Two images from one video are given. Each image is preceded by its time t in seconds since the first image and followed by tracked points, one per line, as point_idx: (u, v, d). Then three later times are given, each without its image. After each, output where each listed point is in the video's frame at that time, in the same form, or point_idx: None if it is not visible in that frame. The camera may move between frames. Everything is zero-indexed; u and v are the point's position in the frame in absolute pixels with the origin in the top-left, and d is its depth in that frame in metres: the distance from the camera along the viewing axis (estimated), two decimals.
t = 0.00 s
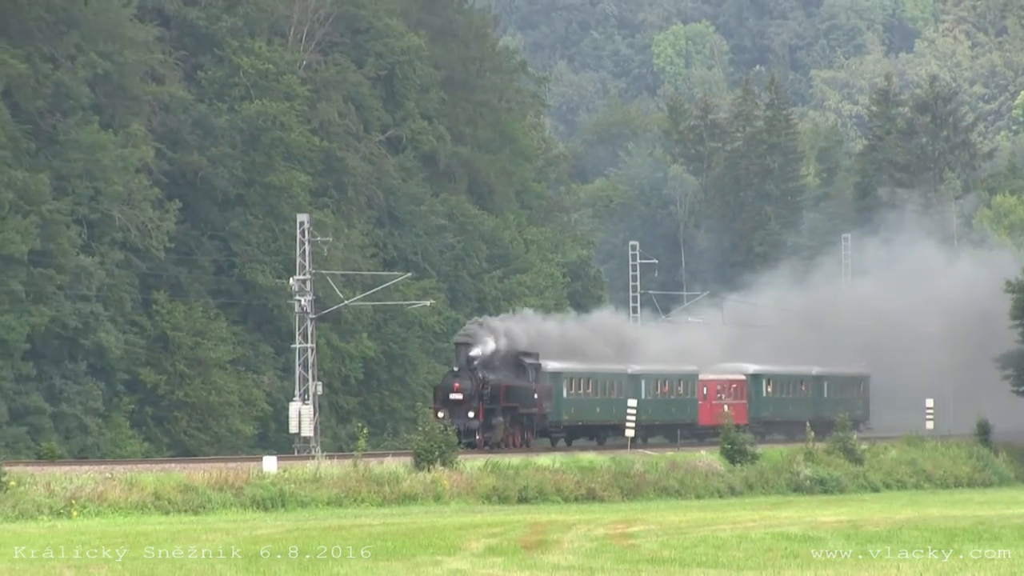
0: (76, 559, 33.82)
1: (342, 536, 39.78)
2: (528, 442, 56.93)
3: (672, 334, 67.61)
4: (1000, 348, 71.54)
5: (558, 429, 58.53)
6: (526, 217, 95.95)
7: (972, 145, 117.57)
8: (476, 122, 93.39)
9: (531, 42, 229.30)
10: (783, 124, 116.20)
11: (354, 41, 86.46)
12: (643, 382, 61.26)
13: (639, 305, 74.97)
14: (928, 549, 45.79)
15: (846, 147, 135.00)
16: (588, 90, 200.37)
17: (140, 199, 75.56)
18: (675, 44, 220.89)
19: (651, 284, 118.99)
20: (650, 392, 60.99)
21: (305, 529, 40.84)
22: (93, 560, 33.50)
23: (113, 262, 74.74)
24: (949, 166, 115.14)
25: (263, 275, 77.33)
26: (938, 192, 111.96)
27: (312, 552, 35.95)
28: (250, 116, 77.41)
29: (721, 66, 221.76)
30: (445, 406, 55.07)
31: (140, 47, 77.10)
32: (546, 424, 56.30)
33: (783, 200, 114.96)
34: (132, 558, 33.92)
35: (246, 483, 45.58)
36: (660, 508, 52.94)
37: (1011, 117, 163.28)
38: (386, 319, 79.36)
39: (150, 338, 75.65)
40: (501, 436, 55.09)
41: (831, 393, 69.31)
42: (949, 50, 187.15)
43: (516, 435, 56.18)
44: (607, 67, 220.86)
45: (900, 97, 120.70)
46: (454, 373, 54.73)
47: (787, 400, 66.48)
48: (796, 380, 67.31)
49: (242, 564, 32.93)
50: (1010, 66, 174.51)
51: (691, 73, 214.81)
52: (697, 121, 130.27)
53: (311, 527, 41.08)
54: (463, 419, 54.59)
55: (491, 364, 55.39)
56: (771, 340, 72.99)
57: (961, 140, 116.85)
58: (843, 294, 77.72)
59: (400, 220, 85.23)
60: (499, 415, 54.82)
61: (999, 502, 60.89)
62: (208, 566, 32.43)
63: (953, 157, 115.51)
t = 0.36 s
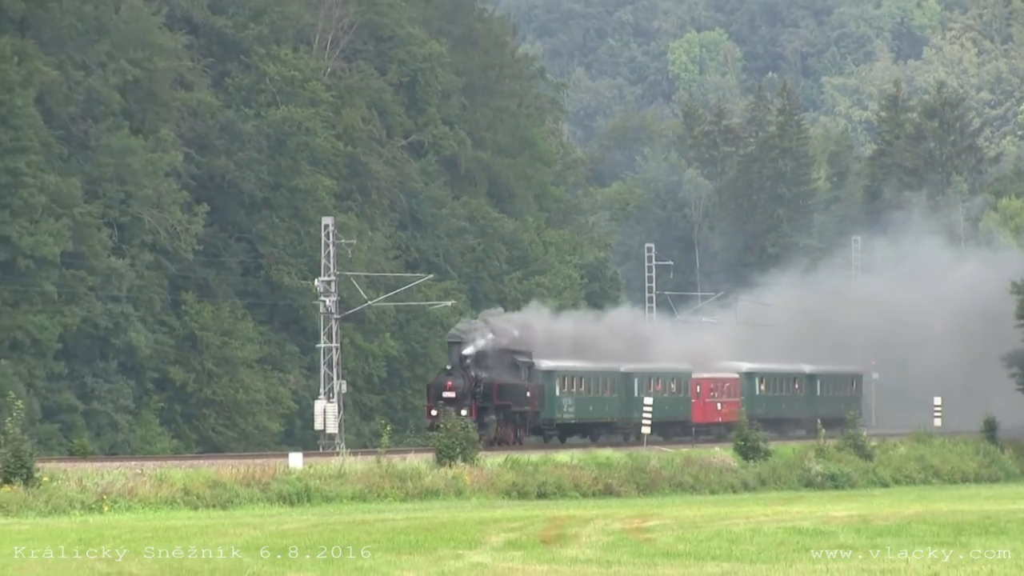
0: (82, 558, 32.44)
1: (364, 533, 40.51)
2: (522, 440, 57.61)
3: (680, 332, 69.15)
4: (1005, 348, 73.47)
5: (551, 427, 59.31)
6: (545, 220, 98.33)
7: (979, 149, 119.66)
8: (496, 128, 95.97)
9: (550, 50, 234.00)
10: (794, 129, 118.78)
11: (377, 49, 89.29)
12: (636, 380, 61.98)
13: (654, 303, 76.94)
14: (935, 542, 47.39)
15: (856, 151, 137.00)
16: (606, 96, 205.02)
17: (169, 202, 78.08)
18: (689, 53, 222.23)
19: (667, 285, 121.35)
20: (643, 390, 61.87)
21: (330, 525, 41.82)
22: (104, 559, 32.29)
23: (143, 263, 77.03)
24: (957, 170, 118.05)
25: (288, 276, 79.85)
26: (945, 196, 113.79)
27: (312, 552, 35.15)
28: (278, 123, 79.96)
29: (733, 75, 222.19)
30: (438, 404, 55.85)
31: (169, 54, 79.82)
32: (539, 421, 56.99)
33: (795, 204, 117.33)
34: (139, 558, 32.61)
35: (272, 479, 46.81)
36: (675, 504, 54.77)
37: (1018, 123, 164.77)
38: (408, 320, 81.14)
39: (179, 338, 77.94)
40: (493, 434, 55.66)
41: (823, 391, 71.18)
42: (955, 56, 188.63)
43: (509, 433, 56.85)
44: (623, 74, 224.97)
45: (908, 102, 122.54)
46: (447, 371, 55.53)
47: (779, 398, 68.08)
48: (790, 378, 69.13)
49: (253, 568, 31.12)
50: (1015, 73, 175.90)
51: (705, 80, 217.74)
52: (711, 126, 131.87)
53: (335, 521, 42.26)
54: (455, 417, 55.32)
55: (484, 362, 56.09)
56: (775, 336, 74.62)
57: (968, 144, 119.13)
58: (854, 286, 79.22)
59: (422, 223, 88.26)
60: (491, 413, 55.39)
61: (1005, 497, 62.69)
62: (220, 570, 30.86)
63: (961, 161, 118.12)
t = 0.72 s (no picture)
0: (79, 559, 33.05)
1: (387, 527, 41.84)
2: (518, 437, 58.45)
3: (691, 334, 71.05)
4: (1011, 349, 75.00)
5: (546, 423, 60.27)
6: (564, 222, 100.70)
7: (987, 154, 119.82)
8: (517, 133, 98.56)
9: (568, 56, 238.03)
10: (807, 134, 120.86)
11: (401, 56, 91.91)
12: (630, 379, 63.36)
13: (670, 303, 79.39)
14: (944, 537, 48.99)
15: (867, 157, 139.08)
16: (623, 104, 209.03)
17: (199, 205, 80.50)
18: (704, 59, 226.60)
19: (683, 286, 123.68)
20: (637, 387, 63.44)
21: (354, 520, 43.25)
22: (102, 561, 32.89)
23: (173, 265, 79.62)
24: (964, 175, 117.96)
25: (314, 277, 82.29)
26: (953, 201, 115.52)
27: (312, 552, 35.69)
28: (303, 128, 82.23)
29: (748, 81, 226.58)
30: (433, 402, 56.94)
31: (199, 61, 82.29)
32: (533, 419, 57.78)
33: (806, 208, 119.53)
34: (136, 559, 33.21)
35: (299, 475, 48.25)
36: (691, 498, 56.62)
37: None
38: (432, 320, 83.44)
39: (208, 337, 80.63)
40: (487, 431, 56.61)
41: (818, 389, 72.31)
42: (963, 65, 190.09)
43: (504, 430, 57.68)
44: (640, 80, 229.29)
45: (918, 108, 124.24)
46: (441, 369, 56.61)
47: (772, 396, 69.33)
48: (784, 377, 70.21)
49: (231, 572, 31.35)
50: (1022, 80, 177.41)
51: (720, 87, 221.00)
52: (726, 131, 134.11)
53: (360, 516, 43.89)
54: (450, 415, 56.36)
55: (477, 360, 57.06)
56: (778, 335, 76.76)
57: (976, 148, 119.20)
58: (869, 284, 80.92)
59: (445, 226, 90.91)
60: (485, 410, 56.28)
61: (1013, 493, 64.43)
62: (236, 565, 32.41)
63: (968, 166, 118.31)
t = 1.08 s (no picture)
0: (87, 558, 34.14)
1: (412, 522, 43.45)
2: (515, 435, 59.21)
3: (706, 334, 73.01)
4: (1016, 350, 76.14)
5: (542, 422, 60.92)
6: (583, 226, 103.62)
7: (995, 159, 121.81)
8: (538, 139, 102.32)
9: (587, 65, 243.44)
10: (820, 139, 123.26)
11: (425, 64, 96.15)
12: (626, 377, 64.18)
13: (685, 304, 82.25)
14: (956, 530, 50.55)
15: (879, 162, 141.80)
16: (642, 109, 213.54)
17: (228, 209, 83.10)
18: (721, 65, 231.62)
19: (700, 287, 126.45)
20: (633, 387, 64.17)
21: (381, 515, 44.71)
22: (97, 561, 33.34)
23: (203, 267, 82.09)
24: (974, 178, 119.60)
25: (341, 279, 85.43)
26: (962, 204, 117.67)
27: (313, 552, 36.03)
28: (330, 134, 85.68)
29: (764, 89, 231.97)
30: (429, 401, 58.24)
31: (229, 69, 85.03)
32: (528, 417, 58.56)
33: (821, 211, 121.75)
34: (130, 561, 33.63)
35: (325, 471, 49.69)
36: (708, 494, 58.60)
37: None
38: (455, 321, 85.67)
39: (237, 337, 83.01)
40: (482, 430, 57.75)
41: (814, 388, 73.55)
42: (972, 70, 192.03)
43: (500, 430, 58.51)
44: (657, 88, 234.54)
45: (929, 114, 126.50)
46: (436, 368, 57.91)
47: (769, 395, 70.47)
48: (781, 376, 71.46)
49: (262, 563, 33.57)
50: None
51: (735, 95, 227.38)
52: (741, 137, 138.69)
53: (386, 510, 45.57)
54: (445, 413, 57.70)
55: (472, 359, 58.22)
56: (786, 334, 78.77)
57: (983, 154, 121.38)
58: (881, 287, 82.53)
59: (469, 229, 93.37)
60: (478, 409, 57.50)
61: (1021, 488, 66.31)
62: (264, 556, 34.87)
63: (977, 170, 119.89)
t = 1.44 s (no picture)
0: (72, 563, 31.38)
1: (434, 517, 44.67)
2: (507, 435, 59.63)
3: (720, 336, 74.97)
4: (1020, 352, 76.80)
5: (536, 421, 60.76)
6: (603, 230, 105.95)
7: (1005, 164, 123.49)
8: (559, 144, 104.75)
9: (608, 73, 248.41)
10: (833, 145, 125.20)
11: (449, 72, 98.82)
12: (621, 377, 64.19)
13: (702, 304, 84.15)
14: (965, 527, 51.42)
15: (893, 167, 143.93)
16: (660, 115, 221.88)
17: (257, 213, 85.45)
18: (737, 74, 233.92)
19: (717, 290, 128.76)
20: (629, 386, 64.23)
21: (404, 511, 45.75)
22: (95, 562, 31.70)
23: (233, 269, 84.52)
24: (983, 183, 121.40)
25: (367, 281, 87.48)
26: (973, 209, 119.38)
27: (313, 552, 34.78)
28: (357, 140, 87.78)
29: (779, 97, 231.61)
30: (423, 400, 58.32)
31: (258, 77, 87.27)
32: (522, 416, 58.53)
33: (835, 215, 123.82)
34: (137, 559, 32.12)
35: (351, 468, 50.59)
36: (724, 490, 60.39)
37: None
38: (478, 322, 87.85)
39: (266, 337, 85.21)
40: (476, 428, 58.05)
41: (812, 386, 75.11)
42: (982, 77, 193.42)
43: (493, 428, 59.05)
44: (675, 95, 239.29)
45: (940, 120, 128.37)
46: (431, 367, 58.05)
47: (764, 395, 71.88)
48: (777, 377, 73.03)
49: (265, 549, 33.59)
50: None
51: (751, 101, 227.18)
52: (757, 143, 141.37)
53: (410, 507, 46.51)
54: (439, 412, 57.84)
55: (467, 359, 58.47)
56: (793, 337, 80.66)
57: (994, 159, 123.15)
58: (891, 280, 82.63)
59: (491, 232, 95.68)
60: (474, 408, 57.84)
61: None
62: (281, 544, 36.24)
63: (987, 175, 121.63)
